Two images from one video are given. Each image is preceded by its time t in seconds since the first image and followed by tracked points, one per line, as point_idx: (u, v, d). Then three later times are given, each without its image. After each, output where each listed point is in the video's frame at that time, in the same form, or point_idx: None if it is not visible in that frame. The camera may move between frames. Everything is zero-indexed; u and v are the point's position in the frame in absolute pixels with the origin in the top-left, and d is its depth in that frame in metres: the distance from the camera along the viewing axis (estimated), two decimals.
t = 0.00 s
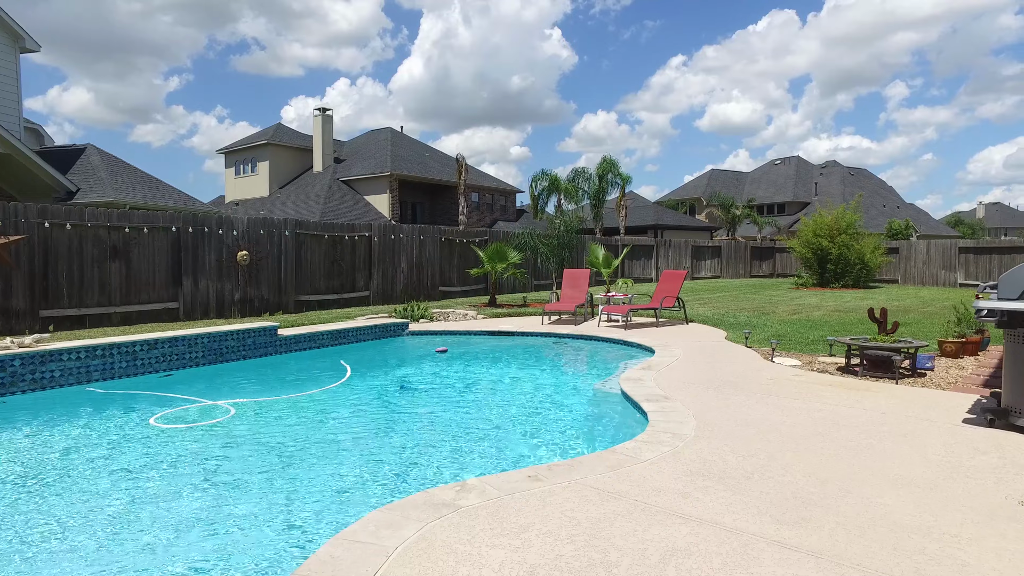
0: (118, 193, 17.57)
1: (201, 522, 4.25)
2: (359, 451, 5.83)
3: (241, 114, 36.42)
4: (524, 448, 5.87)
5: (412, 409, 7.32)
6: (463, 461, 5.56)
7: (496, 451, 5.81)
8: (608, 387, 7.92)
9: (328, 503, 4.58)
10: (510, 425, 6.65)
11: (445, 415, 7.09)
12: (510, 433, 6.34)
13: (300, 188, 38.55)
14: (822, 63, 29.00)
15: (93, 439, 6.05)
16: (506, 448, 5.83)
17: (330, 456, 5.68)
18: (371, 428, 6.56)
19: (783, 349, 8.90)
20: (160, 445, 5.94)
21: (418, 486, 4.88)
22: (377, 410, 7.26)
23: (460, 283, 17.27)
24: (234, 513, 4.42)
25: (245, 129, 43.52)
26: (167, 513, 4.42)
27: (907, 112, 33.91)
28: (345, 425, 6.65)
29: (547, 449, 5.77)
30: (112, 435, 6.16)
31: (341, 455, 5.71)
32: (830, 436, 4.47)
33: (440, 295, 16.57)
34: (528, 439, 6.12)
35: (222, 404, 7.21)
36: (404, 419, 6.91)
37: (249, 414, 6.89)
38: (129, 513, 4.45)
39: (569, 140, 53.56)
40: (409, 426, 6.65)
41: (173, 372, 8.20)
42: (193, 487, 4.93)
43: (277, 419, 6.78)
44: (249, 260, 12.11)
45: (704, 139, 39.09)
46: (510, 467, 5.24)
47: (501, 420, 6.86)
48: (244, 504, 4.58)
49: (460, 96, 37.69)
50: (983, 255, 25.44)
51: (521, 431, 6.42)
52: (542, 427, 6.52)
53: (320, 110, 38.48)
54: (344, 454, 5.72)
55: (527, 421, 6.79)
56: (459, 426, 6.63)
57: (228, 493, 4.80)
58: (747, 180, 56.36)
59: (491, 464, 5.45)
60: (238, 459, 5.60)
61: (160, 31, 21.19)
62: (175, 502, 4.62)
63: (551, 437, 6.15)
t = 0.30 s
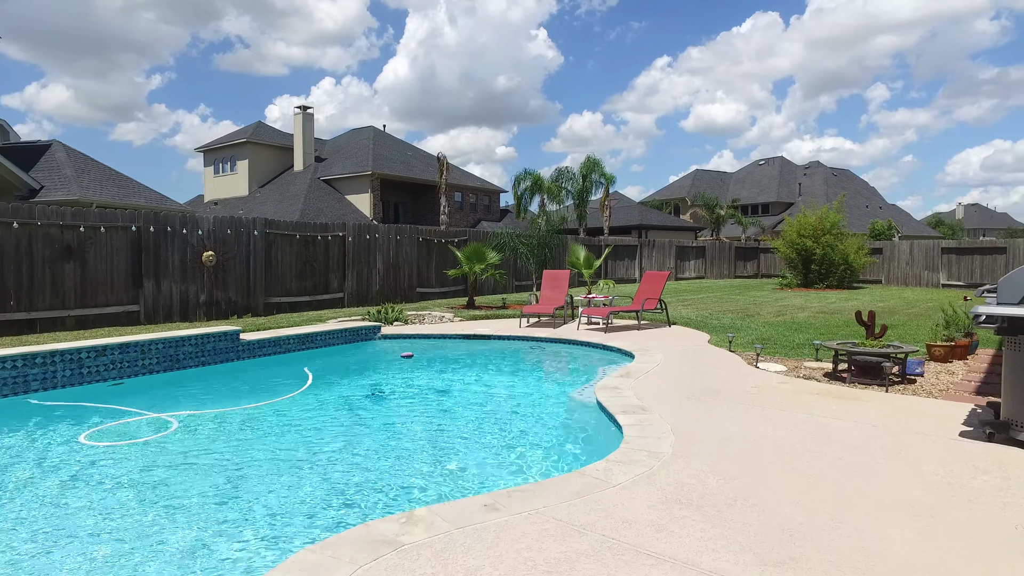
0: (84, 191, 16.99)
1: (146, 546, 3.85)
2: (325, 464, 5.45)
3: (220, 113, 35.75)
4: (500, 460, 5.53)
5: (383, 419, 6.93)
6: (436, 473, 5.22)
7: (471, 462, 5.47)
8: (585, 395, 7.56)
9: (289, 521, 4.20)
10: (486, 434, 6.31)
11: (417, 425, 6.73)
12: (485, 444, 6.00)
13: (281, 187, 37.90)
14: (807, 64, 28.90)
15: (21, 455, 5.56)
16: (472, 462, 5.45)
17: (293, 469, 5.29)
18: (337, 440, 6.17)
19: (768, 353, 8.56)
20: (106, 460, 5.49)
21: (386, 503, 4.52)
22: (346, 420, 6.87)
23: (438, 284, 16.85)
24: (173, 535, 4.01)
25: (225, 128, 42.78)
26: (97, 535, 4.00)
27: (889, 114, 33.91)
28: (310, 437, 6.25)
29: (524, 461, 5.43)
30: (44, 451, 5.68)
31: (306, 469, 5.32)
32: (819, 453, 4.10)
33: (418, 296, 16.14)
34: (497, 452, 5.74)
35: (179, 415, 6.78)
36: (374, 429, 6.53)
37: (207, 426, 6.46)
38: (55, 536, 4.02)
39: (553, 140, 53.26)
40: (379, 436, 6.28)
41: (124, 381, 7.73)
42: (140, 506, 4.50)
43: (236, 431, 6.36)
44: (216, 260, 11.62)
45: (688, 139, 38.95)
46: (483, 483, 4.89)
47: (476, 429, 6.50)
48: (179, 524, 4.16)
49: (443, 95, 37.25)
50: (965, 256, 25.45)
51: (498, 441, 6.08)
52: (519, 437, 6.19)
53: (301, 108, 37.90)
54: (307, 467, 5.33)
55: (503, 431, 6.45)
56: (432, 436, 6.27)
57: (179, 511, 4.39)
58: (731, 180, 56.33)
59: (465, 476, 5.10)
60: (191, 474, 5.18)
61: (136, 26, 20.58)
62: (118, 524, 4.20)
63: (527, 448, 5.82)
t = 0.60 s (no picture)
0: (58, 188, 16.55)
1: None
2: (291, 481, 5.15)
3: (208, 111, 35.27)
4: (480, 472, 5.23)
5: (360, 428, 6.62)
6: (412, 488, 4.94)
7: (449, 475, 5.18)
8: (571, 401, 7.23)
9: (251, 548, 3.90)
10: (467, 443, 6.01)
11: (396, 434, 6.43)
12: (466, 455, 5.70)
13: (267, 185, 37.34)
14: (798, 65, 28.76)
15: None
16: (442, 476, 5.14)
17: (261, 487, 4.98)
18: (311, 453, 5.85)
19: (761, 357, 8.22)
20: (55, 478, 5.17)
21: (356, 526, 4.22)
22: (321, 430, 6.55)
23: (424, 285, 16.48)
24: (106, 566, 3.70)
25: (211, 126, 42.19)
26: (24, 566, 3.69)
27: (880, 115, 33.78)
28: (282, 450, 5.92)
29: (505, 473, 5.14)
30: None
31: (271, 487, 5.01)
32: (818, 471, 3.75)
33: (402, 297, 15.76)
34: (469, 464, 5.43)
35: (144, 426, 6.44)
36: (349, 440, 6.23)
37: (173, 440, 6.13)
38: None
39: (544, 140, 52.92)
40: (355, 448, 5.97)
41: (82, 388, 7.32)
42: (88, 531, 4.19)
43: (204, 445, 6.02)
44: (189, 260, 11.19)
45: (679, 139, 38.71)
46: (460, 502, 4.58)
47: (458, 438, 6.20)
48: (115, 554, 3.85)
49: (434, 95, 36.87)
50: (957, 255, 25.33)
51: (479, 451, 5.78)
52: (501, 446, 5.89)
53: (288, 106, 37.41)
54: (276, 486, 5.03)
55: (486, 439, 6.15)
56: (410, 447, 5.98)
57: (132, 539, 4.07)
58: (722, 179, 56.14)
59: (443, 493, 4.81)
60: (150, 493, 4.85)
61: (117, 24, 20.09)
62: (53, 551, 3.88)
63: (510, 458, 5.53)
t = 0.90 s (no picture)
0: (28, 186, 16.02)
1: None
2: (246, 501, 4.75)
3: (193, 110, 34.69)
4: (457, 490, 4.85)
5: (332, 442, 6.21)
6: (383, 509, 4.56)
7: (423, 493, 4.81)
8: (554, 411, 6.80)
9: None
10: (445, 458, 5.63)
11: (370, 447, 6.04)
12: (442, 471, 5.32)
13: (253, 185, 36.70)
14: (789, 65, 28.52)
15: None
16: (410, 495, 4.76)
17: (219, 510, 4.58)
18: (278, 469, 5.45)
19: (755, 362, 7.81)
20: None
21: (316, 553, 3.86)
22: (289, 443, 6.16)
23: (408, 285, 16.02)
24: None
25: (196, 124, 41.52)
26: None
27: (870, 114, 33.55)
28: (246, 466, 5.53)
29: (483, 492, 4.76)
30: None
31: (223, 509, 4.60)
32: (826, 498, 3.31)
33: (386, 298, 15.30)
34: (439, 482, 5.04)
35: (99, 443, 6.00)
36: (319, 455, 5.83)
37: (130, 457, 5.71)
38: None
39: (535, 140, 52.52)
40: (325, 464, 5.57)
41: (29, 398, 6.85)
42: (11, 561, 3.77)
43: (162, 463, 5.60)
44: (158, 260, 10.68)
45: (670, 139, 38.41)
46: (432, 527, 4.20)
47: (435, 452, 5.81)
48: None
49: (422, 95, 36.43)
50: (949, 255, 25.10)
51: (457, 467, 5.40)
52: (480, 461, 5.51)
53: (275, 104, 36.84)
54: (234, 506, 4.65)
55: (465, 453, 5.76)
56: (384, 462, 5.59)
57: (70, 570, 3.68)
58: (712, 179, 55.88)
59: (415, 515, 4.44)
60: (94, 519, 4.43)
61: (95, 22, 19.51)
62: None
63: (490, 474, 5.15)
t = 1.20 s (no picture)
0: None
1: None
2: (196, 519, 4.30)
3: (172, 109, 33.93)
4: (428, 508, 4.44)
5: (297, 454, 5.76)
6: (347, 526, 4.15)
7: (390, 510, 4.41)
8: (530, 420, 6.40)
9: None
10: (417, 471, 5.21)
11: (337, 459, 5.60)
12: (412, 484, 4.92)
13: (232, 184, 35.94)
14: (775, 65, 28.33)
15: None
16: (375, 512, 4.35)
17: (164, 530, 4.13)
18: (235, 485, 4.99)
19: (742, 367, 7.43)
20: None
21: None
22: (249, 455, 5.72)
23: (385, 287, 15.55)
24: None
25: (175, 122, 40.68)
26: None
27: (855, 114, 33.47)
28: (199, 481, 5.08)
29: (456, 511, 4.35)
30: None
31: (169, 529, 4.15)
32: (828, 531, 2.92)
33: (362, 299, 14.82)
34: (407, 497, 4.64)
35: (39, 460, 5.49)
36: (281, 468, 5.37)
37: (71, 474, 5.22)
38: None
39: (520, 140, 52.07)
40: (287, 478, 5.12)
41: None
42: None
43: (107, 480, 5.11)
44: (118, 260, 10.13)
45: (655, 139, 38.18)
46: (399, 550, 3.77)
47: (407, 465, 5.39)
48: None
49: (405, 94, 35.95)
50: (934, 256, 24.96)
51: (429, 480, 4.98)
52: (454, 474, 5.10)
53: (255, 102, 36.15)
54: (181, 526, 4.20)
55: (439, 466, 5.34)
56: (352, 475, 5.16)
57: None
58: (697, 179, 55.71)
59: (380, 534, 4.02)
60: (19, 544, 3.93)
61: (63, 18, 18.79)
62: None
63: (464, 489, 4.73)
